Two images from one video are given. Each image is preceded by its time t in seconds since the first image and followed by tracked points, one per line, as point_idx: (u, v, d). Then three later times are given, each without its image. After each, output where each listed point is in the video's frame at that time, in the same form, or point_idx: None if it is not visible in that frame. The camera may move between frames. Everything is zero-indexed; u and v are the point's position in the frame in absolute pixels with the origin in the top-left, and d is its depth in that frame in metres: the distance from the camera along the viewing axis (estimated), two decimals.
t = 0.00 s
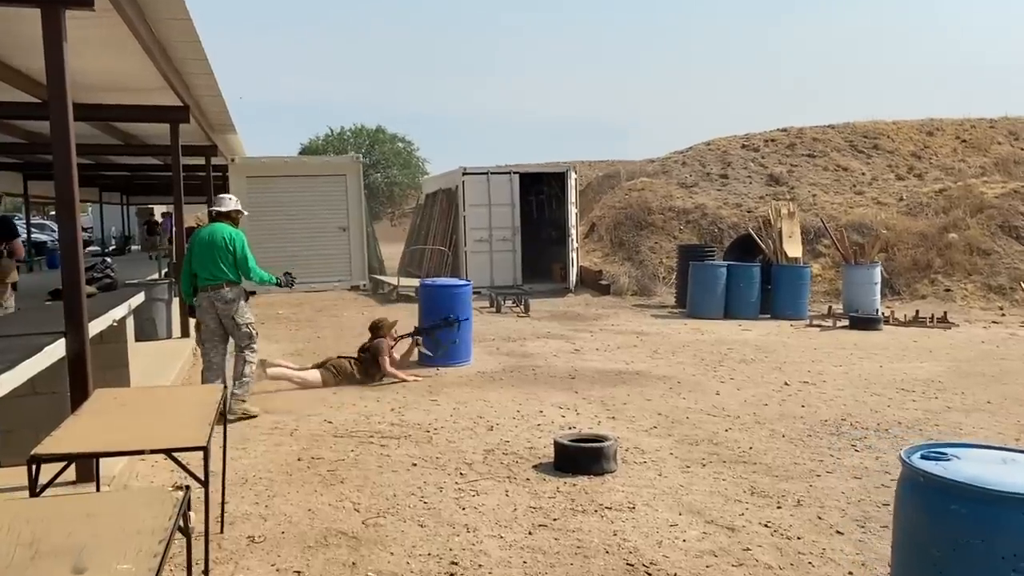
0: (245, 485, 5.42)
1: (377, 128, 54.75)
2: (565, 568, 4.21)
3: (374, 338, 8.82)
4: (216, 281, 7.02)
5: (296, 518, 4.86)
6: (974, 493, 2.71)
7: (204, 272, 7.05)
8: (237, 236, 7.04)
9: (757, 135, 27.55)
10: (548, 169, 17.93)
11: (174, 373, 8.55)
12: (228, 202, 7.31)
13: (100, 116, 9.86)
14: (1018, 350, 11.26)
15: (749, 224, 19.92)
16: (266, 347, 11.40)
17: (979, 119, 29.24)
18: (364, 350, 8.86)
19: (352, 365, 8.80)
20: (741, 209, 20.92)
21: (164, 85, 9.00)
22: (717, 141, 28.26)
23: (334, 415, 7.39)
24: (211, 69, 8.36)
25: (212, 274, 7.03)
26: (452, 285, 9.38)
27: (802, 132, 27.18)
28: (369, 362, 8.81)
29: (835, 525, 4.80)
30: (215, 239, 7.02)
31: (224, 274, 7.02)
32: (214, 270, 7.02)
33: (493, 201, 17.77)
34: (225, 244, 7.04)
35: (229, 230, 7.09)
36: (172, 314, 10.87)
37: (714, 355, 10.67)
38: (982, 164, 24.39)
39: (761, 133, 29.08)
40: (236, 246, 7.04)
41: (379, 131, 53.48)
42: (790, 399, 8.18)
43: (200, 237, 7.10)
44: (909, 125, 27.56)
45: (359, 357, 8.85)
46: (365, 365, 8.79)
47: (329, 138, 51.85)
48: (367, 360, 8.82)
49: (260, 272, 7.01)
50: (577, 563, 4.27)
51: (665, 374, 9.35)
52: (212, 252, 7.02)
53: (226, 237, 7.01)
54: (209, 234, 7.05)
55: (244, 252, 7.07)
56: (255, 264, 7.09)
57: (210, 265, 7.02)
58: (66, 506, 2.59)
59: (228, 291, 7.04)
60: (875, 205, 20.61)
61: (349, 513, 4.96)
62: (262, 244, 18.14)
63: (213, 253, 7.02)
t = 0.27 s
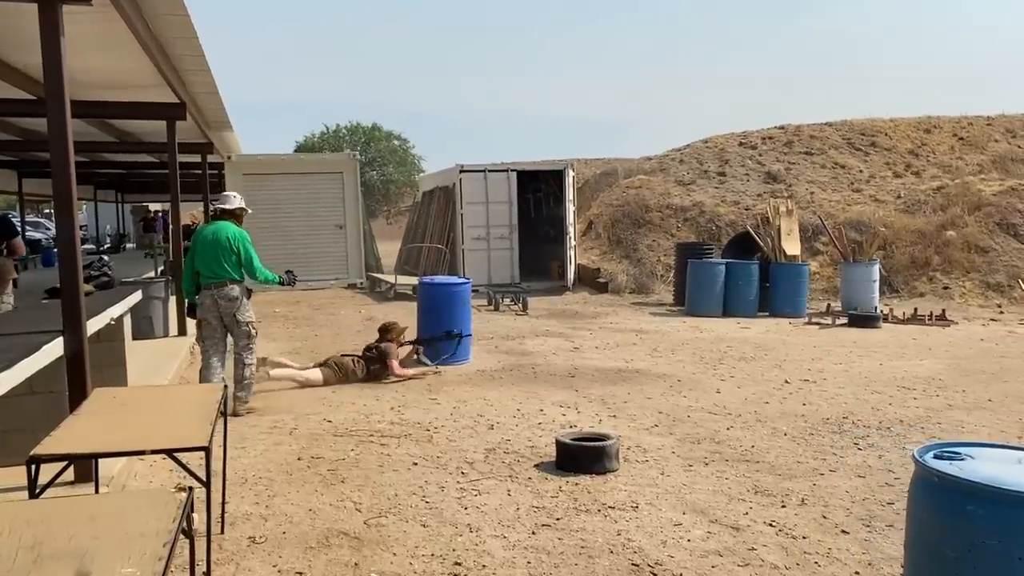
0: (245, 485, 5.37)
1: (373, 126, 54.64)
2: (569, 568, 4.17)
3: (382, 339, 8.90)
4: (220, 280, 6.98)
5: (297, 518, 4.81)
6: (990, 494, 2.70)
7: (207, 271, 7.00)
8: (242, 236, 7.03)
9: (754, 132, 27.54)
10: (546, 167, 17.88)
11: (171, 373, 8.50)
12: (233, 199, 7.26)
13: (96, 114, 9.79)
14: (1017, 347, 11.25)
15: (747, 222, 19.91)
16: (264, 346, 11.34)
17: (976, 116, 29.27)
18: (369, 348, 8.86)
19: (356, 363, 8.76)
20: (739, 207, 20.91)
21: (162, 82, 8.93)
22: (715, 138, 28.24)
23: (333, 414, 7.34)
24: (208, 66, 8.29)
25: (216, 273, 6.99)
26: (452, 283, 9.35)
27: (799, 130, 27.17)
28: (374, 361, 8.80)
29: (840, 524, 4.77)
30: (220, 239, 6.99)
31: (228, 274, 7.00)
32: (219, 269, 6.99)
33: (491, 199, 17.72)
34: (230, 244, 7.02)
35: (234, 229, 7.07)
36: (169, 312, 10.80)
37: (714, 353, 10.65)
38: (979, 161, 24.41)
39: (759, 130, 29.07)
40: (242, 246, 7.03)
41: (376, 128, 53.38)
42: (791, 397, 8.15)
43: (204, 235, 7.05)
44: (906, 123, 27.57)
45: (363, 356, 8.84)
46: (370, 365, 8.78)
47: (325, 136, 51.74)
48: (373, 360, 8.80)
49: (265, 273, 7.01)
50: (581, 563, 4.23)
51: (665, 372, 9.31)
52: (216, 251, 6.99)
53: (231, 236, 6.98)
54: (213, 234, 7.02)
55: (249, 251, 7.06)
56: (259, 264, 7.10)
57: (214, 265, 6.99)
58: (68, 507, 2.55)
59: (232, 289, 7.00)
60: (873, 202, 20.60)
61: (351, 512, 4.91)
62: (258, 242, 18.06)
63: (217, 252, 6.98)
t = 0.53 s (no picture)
0: (245, 484, 5.34)
1: (370, 123, 54.55)
2: (573, 567, 4.15)
3: (386, 339, 8.89)
4: (227, 275, 7.03)
5: (298, 517, 4.78)
6: (1001, 493, 2.69)
7: (214, 266, 7.04)
8: (250, 233, 7.11)
9: (752, 130, 27.53)
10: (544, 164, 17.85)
11: (169, 371, 8.46)
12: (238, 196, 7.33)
13: (92, 110, 9.73)
14: (1015, 345, 11.26)
15: (745, 220, 19.90)
16: (261, 343, 11.29)
17: (973, 114, 29.30)
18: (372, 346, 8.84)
19: (357, 360, 8.74)
20: (737, 204, 20.90)
21: (159, 79, 8.88)
22: (712, 136, 28.24)
23: (333, 412, 7.32)
24: (206, 63, 8.25)
25: (223, 268, 7.04)
26: (451, 281, 9.30)
27: (797, 127, 27.18)
28: (376, 361, 8.78)
29: (843, 522, 4.75)
30: (229, 235, 7.05)
31: (235, 269, 7.05)
32: (226, 265, 7.04)
33: (489, 197, 17.69)
34: (238, 240, 7.09)
35: (242, 226, 7.14)
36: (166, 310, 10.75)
37: (713, 350, 10.64)
38: (977, 159, 24.44)
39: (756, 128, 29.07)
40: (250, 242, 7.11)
41: (372, 126, 53.30)
42: (792, 395, 8.14)
43: (211, 231, 7.11)
44: (904, 120, 27.58)
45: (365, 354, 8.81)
46: (374, 364, 8.75)
47: (321, 133, 51.64)
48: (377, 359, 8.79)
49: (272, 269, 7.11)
50: (585, 562, 4.20)
51: (665, 370, 9.30)
52: (224, 247, 7.05)
53: (240, 233, 7.06)
54: (221, 230, 7.09)
55: (256, 248, 7.14)
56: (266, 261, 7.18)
57: (221, 260, 7.04)
58: (72, 508, 2.52)
59: (238, 285, 7.05)
60: (871, 200, 20.61)
61: (352, 511, 4.88)
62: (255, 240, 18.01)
63: (225, 248, 7.05)
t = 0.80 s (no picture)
0: (245, 482, 5.32)
1: (367, 121, 54.47)
2: (575, 565, 4.14)
3: (387, 338, 8.89)
4: (224, 271, 6.99)
5: (298, 515, 4.76)
6: (1010, 492, 2.68)
7: (211, 262, 7.01)
8: (247, 230, 7.11)
9: (749, 127, 27.55)
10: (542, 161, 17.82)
11: (167, 369, 8.43)
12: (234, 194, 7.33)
13: (89, 107, 9.69)
14: (1014, 342, 11.27)
15: (742, 217, 19.91)
16: (259, 341, 11.26)
17: (970, 112, 29.33)
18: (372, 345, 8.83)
19: (357, 358, 8.74)
20: (734, 202, 20.90)
21: (157, 75, 8.84)
22: (710, 133, 28.24)
23: (332, 409, 7.29)
24: (204, 60, 8.21)
25: (220, 264, 7.01)
26: (452, 280, 9.35)
27: (795, 125, 27.19)
28: (377, 360, 8.76)
29: (845, 520, 4.74)
30: (226, 230, 7.05)
31: (232, 264, 7.02)
32: (223, 260, 7.01)
33: (486, 194, 17.67)
34: (235, 236, 7.09)
35: (239, 224, 7.15)
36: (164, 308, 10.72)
37: (712, 348, 10.64)
38: (974, 157, 24.47)
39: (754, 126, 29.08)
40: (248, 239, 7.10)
41: (369, 123, 53.23)
42: (791, 392, 8.14)
43: (208, 228, 7.11)
44: (901, 118, 27.61)
45: (365, 352, 8.80)
46: (374, 363, 8.73)
47: (317, 131, 51.56)
48: (377, 357, 8.77)
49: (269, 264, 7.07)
50: (587, 560, 4.19)
51: (664, 368, 9.29)
52: (221, 242, 7.04)
53: (237, 229, 7.07)
54: (218, 226, 7.09)
55: (253, 245, 7.13)
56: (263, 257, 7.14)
57: (218, 255, 7.01)
58: (74, 507, 2.49)
59: (235, 281, 7.01)
60: (868, 197, 20.63)
61: (353, 509, 4.87)
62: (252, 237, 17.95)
63: (222, 243, 7.03)
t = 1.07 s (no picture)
0: (245, 480, 5.32)
1: (364, 119, 54.40)
2: (576, 563, 4.14)
3: (387, 336, 8.86)
4: (209, 271, 7.02)
5: (298, 513, 4.76)
6: (1013, 489, 2.69)
7: (197, 261, 7.04)
8: (231, 227, 7.05)
9: (747, 126, 27.54)
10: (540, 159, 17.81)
11: (166, 367, 8.42)
12: (220, 190, 7.23)
13: (87, 105, 9.67)
14: (1012, 340, 11.28)
15: (740, 216, 19.92)
16: (257, 339, 11.25)
17: (968, 110, 29.36)
18: (372, 344, 8.81)
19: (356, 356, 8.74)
20: (732, 200, 20.91)
21: (155, 73, 8.82)
22: (708, 131, 28.25)
23: (331, 407, 7.29)
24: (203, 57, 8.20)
25: (205, 263, 7.03)
26: (451, 276, 9.34)
27: (792, 123, 27.20)
28: (376, 358, 8.74)
29: (845, 518, 4.75)
30: (209, 229, 7.00)
31: (216, 264, 7.02)
32: (207, 259, 7.02)
33: (485, 191, 17.66)
34: (219, 234, 7.04)
35: (223, 220, 7.08)
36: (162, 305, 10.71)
37: (710, 346, 10.65)
38: (971, 155, 24.50)
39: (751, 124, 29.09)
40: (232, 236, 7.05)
41: (366, 121, 53.16)
42: (790, 390, 8.15)
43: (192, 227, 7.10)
44: (899, 117, 27.63)
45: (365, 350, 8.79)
46: (374, 361, 8.72)
47: (315, 128, 51.49)
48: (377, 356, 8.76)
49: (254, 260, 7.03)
50: (587, 559, 4.19)
51: (663, 366, 9.30)
52: (205, 241, 7.02)
53: (220, 227, 7.01)
54: (202, 224, 7.05)
55: (238, 241, 7.07)
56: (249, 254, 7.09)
57: (203, 255, 7.02)
58: (76, 504, 2.49)
59: (221, 280, 7.03)
60: (866, 196, 20.65)
61: (353, 507, 4.87)
62: (249, 235, 17.91)
63: (206, 242, 7.01)
